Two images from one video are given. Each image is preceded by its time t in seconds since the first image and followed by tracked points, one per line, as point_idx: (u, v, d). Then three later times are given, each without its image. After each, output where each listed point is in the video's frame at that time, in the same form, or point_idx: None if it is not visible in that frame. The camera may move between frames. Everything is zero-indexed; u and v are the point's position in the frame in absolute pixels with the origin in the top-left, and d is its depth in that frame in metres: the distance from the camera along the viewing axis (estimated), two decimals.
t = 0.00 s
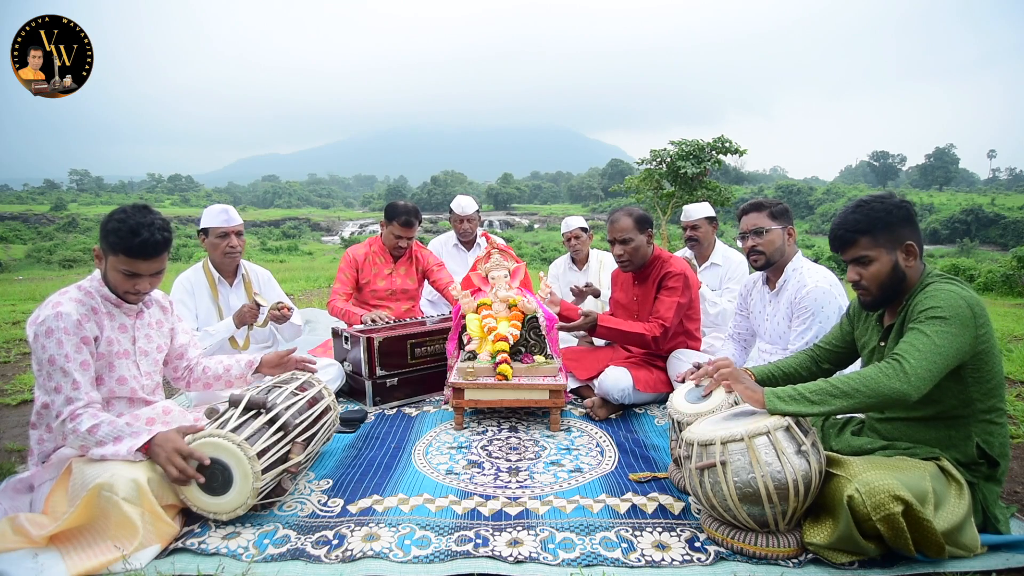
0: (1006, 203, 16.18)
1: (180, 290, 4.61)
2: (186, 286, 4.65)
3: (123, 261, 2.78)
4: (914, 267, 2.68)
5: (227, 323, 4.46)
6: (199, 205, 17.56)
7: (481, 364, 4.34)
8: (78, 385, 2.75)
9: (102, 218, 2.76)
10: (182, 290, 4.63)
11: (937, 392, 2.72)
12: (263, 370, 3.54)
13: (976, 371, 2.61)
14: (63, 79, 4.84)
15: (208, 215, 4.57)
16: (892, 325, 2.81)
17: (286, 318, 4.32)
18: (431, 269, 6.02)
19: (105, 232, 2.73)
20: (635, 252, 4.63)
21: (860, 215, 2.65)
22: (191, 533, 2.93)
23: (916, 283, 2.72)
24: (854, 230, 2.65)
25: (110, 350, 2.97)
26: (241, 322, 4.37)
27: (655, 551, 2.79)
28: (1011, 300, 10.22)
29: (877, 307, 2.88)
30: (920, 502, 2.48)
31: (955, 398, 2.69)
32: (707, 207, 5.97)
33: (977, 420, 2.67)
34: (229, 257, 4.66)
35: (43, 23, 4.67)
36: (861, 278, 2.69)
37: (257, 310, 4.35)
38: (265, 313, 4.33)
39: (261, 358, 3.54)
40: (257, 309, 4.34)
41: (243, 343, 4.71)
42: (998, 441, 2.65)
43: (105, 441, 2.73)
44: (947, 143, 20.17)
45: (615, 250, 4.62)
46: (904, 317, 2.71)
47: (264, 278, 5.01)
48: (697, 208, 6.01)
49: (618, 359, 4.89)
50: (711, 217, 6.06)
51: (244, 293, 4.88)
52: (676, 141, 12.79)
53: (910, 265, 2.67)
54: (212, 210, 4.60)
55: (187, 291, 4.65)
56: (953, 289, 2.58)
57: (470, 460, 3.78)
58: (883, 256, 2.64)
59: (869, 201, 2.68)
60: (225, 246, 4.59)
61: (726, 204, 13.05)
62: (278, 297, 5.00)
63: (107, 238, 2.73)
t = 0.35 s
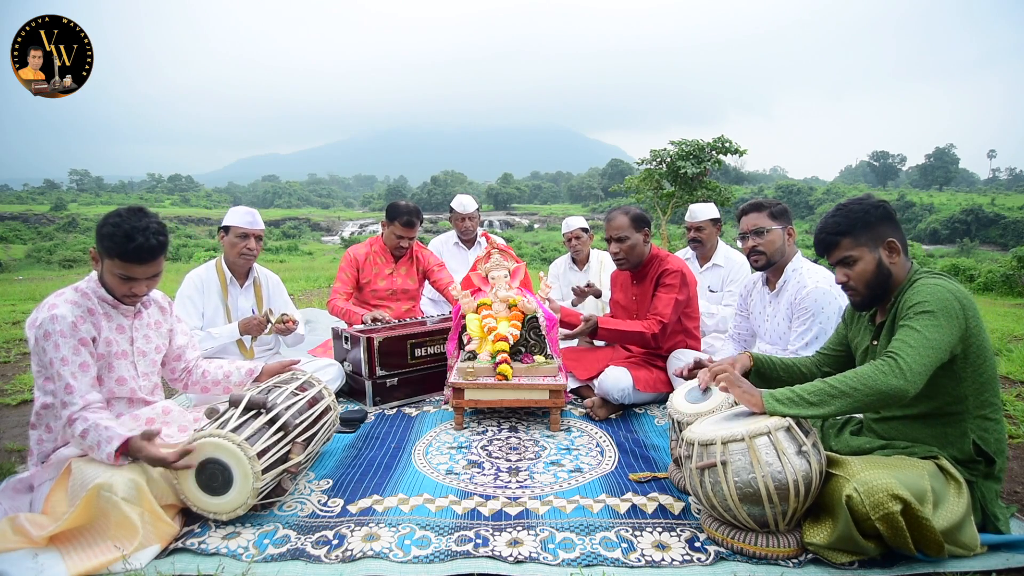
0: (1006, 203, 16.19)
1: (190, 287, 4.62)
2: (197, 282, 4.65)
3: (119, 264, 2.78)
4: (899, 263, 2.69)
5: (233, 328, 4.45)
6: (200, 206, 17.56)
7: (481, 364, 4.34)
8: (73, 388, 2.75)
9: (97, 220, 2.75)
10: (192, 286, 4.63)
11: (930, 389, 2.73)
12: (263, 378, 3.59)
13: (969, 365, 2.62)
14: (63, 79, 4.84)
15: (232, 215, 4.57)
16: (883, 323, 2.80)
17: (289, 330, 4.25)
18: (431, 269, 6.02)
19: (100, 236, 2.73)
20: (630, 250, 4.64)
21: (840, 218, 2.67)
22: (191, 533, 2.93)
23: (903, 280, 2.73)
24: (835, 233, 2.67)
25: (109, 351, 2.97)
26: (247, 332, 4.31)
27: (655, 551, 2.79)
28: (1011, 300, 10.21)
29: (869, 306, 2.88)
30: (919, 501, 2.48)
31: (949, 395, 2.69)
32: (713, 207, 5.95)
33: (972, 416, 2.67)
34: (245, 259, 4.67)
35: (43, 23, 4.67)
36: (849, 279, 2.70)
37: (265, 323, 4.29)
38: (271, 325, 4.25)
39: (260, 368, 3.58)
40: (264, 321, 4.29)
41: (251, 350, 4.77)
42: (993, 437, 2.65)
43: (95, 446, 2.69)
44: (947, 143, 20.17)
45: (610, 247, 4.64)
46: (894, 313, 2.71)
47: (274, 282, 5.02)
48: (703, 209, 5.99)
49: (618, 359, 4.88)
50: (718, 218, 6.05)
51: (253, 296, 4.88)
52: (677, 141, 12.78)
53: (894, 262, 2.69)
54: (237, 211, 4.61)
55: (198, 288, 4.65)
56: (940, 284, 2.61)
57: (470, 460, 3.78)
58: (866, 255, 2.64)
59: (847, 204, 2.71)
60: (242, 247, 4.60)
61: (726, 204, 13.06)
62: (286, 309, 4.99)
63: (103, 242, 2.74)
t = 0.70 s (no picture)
0: (1006, 203, 16.19)
1: (197, 286, 4.58)
2: (203, 282, 4.62)
3: (117, 263, 2.78)
4: (905, 263, 2.68)
5: (242, 324, 4.47)
6: (199, 206, 17.57)
7: (481, 363, 4.34)
8: (78, 387, 2.75)
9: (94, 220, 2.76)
10: (199, 286, 4.60)
11: (936, 390, 2.72)
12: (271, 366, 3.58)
13: (976, 369, 2.61)
14: (63, 79, 4.84)
15: (241, 215, 4.61)
16: (892, 322, 2.80)
17: (299, 328, 4.31)
18: (431, 269, 6.02)
19: (96, 235, 2.73)
20: (634, 255, 4.62)
21: (844, 219, 2.67)
22: (191, 533, 2.93)
23: (914, 280, 2.71)
24: (839, 234, 2.68)
25: (109, 351, 2.97)
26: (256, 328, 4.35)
27: (655, 551, 2.79)
28: (1010, 300, 10.22)
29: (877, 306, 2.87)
30: (919, 501, 2.48)
31: (954, 396, 2.69)
32: (717, 208, 5.95)
33: (976, 419, 2.67)
34: (254, 258, 4.67)
35: (43, 23, 4.67)
36: (855, 279, 2.70)
37: (274, 318, 4.36)
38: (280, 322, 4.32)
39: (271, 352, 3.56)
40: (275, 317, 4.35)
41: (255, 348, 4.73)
42: (998, 440, 2.64)
43: (107, 442, 2.73)
44: (947, 143, 20.18)
45: (613, 251, 4.64)
46: (903, 314, 2.70)
47: (277, 282, 5.03)
48: (708, 208, 6.01)
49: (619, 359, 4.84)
50: (721, 219, 6.04)
51: (258, 296, 4.90)
52: (677, 141, 12.79)
53: (900, 262, 2.67)
54: (246, 211, 4.64)
55: (204, 288, 4.62)
56: (951, 287, 2.57)
57: (470, 460, 3.78)
58: (871, 256, 2.64)
59: (852, 205, 2.69)
60: (253, 246, 4.62)
61: (726, 204, 13.06)
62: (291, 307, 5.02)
63: (101, 241, 2.74)
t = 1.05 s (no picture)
0: (1006, 203, 16.19)
1: (186, 289, 4.63)
2: (192, 285, 4.66)
3: (143, 255, 2.87)
4: (912, 267, 2.66)
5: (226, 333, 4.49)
6: (199, 206, 17.57)
7: (481, 363, 4.34)
8: (72, 391, 2.73)
9: (98, 228, 2.78)
10: (188, 289, 4.64)
11: (938, 391, 2.72)
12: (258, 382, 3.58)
13: (979, 371, 2.60)
14: (63, 79, 4.84)
15: (230, 217, 4.58)
16: (897, 322, 2.79)
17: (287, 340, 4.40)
18: (432, 269, 6.02)
19: (116, 234, 2.78)
20: (639, 259, 4.61)
21: (847, 227, 2.66)
22: (191, 533, 2.93)
23: (922, 281, 2.70)
24: (843, 243, 2.66)
25: (110, 353, 2.97)
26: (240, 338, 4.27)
27: (655, 551, 2.79)
28: (1010, 300, 10.23)
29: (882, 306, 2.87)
30: (919, 501, 2.48)
31: (956, 397, 2.68)
32: (712, 208, 5.95)
33: (978, 420, 2.67)
34: (244, 259, 4.65)
35: (43, 23, 4.67)
36: (863, 285, 2.70)
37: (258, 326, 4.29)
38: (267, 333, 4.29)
39: (257, 372, 3.59)
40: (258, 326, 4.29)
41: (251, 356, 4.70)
42: (1000, 442, 2.64)
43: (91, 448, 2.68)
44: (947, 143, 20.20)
45: (619, 254, 4.62)
46: (907, 315, 2.69)
47: (270, 282, 5.01)
48: (703, 210, 5.98)
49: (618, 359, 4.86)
50: (719, 219, 6.05)
51: (250, 294, 4.88)
52: (677, 141, 12.79)
53: (907, 266, 2.66)
54: (234, 212, 4.60)
55: (193, 291, 4.66)
56: (955, 287, 2.58)
57: (470, 460, 3.78)
58: (877, 263, 2.64)
59: (854, 211, 2.68)
60: (242, 249, 4.59)
61: (726, 204, 13.06)
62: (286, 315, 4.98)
63: (121, 239, 2.80)
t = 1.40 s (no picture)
0: (1006, 203, 16.18)
1: (184, 289, 4.63)
2: (188, 285, 4.66)
3: (148, 248, 2.89)
4: (917, 269, 2.66)
5: (228, 323, 4.46)
6: (199, 206, 17.57)
7: (481, 363, 4.34)
8: (74, 389, 2.74)
9: (101, 226, 2.82)
10: (185, 289, 4.64)
11: (941, 393, 2.71)
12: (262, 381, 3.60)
13: (982, 374, 2.61)
14: (63, 79, 4.84)
15: (211, 214, 4.60)
16: (900, 324, 2.79)
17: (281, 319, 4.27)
18: (432, 269, 6.02)
19: (122, 228, 2.81)
20: (639, 256, 4.61)
21: (852, 227, 2.66)
22: (191, 533, 2.93)
23: (927, 282, 2.70)
24: (848, 244, 2.66)
25: (109, 353, 2.97)
26: (242, 323, 4.40)
27: (655, 551, 2.79)
28: (1011, 300, 10.22)
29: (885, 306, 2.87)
30: (920, 501, 2.48)
31: (957, 398, 2.68)
32: (711, 207, 5.98)
33: (979, 422, 2.68)
34: (232, 256, 4.68)
35: (43, 23, 4.67)
36: (866, 287, 2.70)
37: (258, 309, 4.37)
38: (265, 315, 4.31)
39: (260, 372, 3.61)
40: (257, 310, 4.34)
41: (248, 343, 4.78)
42: (999, 443, 2.66)
43: (100, 442, 2.71)
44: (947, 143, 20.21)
45: (619, 251, 4.62)
46: (911, 317, 2.70)
47: (267, 278, 5.02)
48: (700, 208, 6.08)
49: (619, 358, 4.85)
50: (718, 219, 6.05)
51: (246, 292, 4.88)
52: (676, 141, 12.79)
53: (911, 269, 2.65)
54: (215, 210, 4.63)
55: (190, 291, 4.66)
56: (963, 292, 2.56)
57: (470, 460, 3.78)
58: (881, 265, 2.64)
59: (859, 212, 2.67)
60: (228, 245, 4.62)
61: (726, 204, 13.05)
62: (280, 300, 5.00)
63: (127, 233, 2.83)
